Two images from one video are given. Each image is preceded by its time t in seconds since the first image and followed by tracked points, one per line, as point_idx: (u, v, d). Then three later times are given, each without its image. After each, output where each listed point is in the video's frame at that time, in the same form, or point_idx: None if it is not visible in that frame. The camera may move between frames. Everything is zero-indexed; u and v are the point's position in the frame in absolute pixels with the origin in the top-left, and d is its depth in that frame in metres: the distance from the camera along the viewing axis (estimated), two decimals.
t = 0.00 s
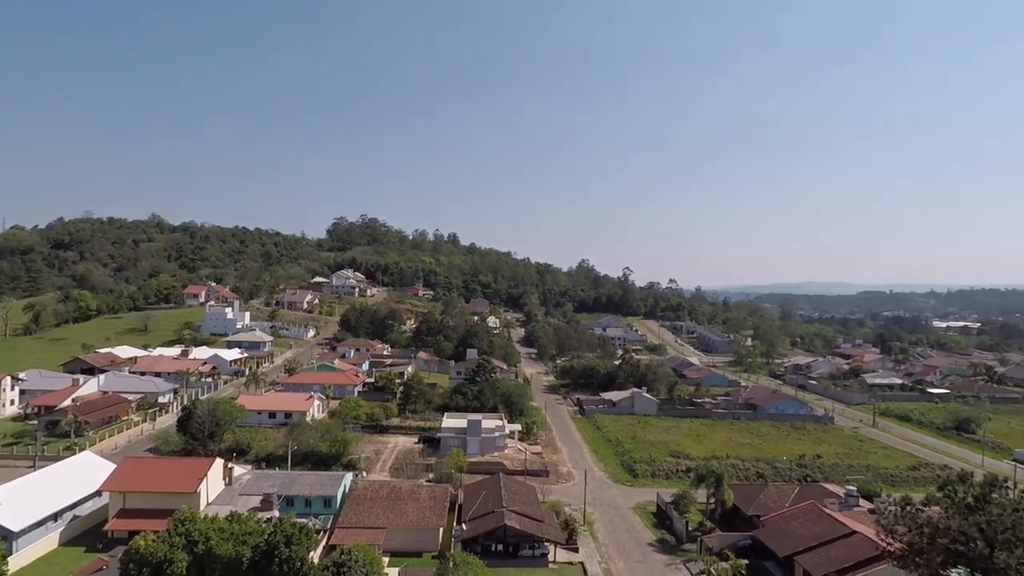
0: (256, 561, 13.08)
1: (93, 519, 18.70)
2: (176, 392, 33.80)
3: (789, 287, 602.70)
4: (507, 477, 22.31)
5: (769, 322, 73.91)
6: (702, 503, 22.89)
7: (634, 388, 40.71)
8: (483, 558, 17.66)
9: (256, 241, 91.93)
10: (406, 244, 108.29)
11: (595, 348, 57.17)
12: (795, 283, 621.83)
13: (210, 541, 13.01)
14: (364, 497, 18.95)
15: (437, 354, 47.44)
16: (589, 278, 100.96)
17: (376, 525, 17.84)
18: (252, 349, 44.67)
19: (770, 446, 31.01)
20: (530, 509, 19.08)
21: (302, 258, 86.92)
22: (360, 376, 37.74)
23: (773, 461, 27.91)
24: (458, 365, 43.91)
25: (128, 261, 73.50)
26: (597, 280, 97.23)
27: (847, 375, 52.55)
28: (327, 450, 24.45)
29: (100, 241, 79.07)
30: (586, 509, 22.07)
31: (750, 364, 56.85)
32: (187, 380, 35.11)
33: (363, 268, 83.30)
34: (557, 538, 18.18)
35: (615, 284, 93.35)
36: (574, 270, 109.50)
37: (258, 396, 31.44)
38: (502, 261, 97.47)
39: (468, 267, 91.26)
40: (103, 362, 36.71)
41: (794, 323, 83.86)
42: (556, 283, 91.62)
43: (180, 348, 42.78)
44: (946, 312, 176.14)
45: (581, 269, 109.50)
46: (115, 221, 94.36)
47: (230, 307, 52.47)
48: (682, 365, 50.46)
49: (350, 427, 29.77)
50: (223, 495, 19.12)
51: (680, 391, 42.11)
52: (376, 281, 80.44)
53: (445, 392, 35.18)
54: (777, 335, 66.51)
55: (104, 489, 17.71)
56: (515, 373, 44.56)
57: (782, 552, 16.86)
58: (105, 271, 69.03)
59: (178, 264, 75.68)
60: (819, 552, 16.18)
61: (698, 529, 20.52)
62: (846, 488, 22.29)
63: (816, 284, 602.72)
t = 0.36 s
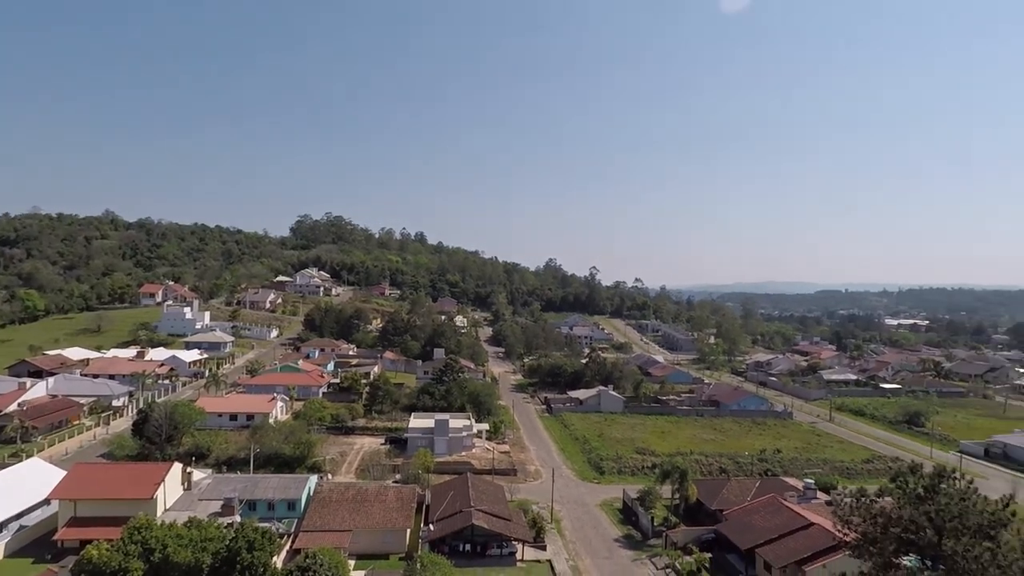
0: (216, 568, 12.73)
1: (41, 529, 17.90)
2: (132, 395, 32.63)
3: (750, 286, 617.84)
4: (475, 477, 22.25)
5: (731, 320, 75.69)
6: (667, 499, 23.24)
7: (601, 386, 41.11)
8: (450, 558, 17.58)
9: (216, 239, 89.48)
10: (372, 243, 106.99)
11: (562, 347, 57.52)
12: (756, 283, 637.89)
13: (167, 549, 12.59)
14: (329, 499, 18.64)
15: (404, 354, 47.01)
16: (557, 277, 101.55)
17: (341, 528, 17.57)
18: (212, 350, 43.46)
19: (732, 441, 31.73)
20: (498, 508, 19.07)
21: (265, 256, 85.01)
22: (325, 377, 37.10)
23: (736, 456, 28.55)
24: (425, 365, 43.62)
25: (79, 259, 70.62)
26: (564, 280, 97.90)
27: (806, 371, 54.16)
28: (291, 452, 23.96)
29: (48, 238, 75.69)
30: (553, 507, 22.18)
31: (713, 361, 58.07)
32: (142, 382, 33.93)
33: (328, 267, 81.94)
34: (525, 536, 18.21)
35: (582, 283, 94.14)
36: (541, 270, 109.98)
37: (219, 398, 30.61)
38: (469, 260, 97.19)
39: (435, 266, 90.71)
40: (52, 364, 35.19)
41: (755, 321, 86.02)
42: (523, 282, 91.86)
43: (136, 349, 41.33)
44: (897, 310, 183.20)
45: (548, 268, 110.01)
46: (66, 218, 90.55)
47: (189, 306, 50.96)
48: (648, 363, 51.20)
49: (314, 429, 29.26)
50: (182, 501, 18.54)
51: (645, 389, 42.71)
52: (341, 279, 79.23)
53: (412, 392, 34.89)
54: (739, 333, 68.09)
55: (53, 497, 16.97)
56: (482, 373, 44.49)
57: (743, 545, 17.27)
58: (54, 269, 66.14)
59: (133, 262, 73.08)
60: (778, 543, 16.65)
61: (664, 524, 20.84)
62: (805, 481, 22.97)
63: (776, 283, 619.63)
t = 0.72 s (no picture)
0: None
1: None
2: (88, 398, 31.48)
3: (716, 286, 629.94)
4: (445, 477, 22.15)
5: (698, 318, 77.06)
6: (636, 495, 23.51)
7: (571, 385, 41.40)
8: (420, 559, 17.46)
9: (178, 237, 86.97)
10: (340, 241, 105.52)
11: (533, 345, 57.69)
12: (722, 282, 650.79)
13: (126, 556, 12.17)
14: (296, 502, 18.32)
15: (373, 354, 46.50)
16: (527, 276, 101.81)
17: (309, 531, 17.27)
18: (174, 350, 42.24)
19: (699, 438, 32.30)
20: (468, 508, 19.01)
21: (229, 255, 83.03)
22: (292, 378, 36.44)
23: (702, 452, 29.06)
24: (395, 365, 43.25)
25: (31, 256, 67.75)
26: (534, 279, 98.24)
27: (769, 368, 55.51)
28: (256, 455, 23.44)
29: None
30: (524, 506, 22.24)
31: (681, 359, 59.05)
32: (99, 385, 32.73)
33: (295, 265, 80.49)
34: (495, 535, 18.19)
35: (552, 282, 94.61)
36: (512, 268, 110.11)
37: (180, 400, 29.78)
38: (440, 258, 96.67)
39: (404, 265, 89.98)
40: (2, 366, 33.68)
41: (721, 319, 87.75)
42: (494, 281, 91.83)
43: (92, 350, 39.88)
44: (856, 309, 189.17)
45: (518, 267, 110.17)
46: (16, 214, 86.79)
47: (150, 306, 49.44)
48: (617, 362, 51.74)
49: (280, 431, 28.70)
50: (141, 507, 17.98)
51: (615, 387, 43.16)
52: (308, 278, 77.93)
53: (382, 392, 34.56)
54: (705, 331, 69.40)
55: (3, 506, 16.26)
56: (453, 372, 44.30)
57: (710, 539, 17.61)
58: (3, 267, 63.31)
59: (89, 260, 70.52)
60: (743, 537, 17.03)
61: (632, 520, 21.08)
62: (769, 475, 23.53)
63: (741, 283, 633.30)
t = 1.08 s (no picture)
0: None
1: None
2: (45, 401, 30.35)
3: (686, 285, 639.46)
4: (418, 477, 22.01)
5: (669, 317, 78.19)
6: (608, 492, 23.68)
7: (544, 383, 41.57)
8: (393, 561, 17.30)
9: (141, 234, 84.50)
10: (310, 240, 103.93)
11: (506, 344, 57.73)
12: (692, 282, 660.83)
13: (85, 564, 11.64)
14: (266, 505, 17.98)
15: (344, 354, 45.93)
16: (500, 275, 101.76)
17: (279, 534, 16.98)
18: (137, 351, 41.02)
19: (670, 435, 32.74)
20: (441, 508, 18.92)
21: (195, 253, 81.05)
22: (260, 379, 35.76)
23: (673, 449, 29.48)
24: (367, 365, 42.81)
25: None
26: (508, 278, 98.27)
27: (738, 366, 56.62)
28: (223, 458, 22.92)
29: None
30: (497, 505, 22.24)
31: (652, 358, 59.82)
32: (57, 388, 31.59)
33: (264, 264, 78.97)
34: (469, 535, 18.12)
35: (525, 281, 94.80)
36: (485, 268, 109.93)
37: (144, 403, 28.95)
38: (412, 258, 95.98)
39: (376, 264, 89.11)
40: None
41: (691, 318, 89.09)
42: (467, 281, 91.59)
43: (50, 352, 38.45)
44: (820, 308, 194.17)
45: (492, 266, 110.05)
46: None
47: (111, 305, 47.95)
48: (590, 361, 52.14)
49: (249, 433, 28.13)
50: (102, 513, 17.42)
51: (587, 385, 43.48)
52: (277, 277, 76.56)
53: (353, 392, 34.16)
54: (676, 330, 70.41)
55: None
56: (425, 372, 44.02)
57: (681, 534, 17.85)
58: None
59: (46, 258, 67.97)
60: (713, 532, 17.31)
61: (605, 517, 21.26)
62: (738, 471, 23.97)
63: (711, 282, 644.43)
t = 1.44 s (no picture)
0: None
1: None
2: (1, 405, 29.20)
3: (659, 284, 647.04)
4: (392, 478, 21.80)
5: (642, 316, 79.04)
6: (583, 490, 23.81)
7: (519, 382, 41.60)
8: (366, 563, 17.11)
9: (104, 232, 81.98)
10: (282, 238, 102.22)
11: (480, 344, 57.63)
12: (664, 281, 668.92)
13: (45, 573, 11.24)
14: (235, 508, 17.61)
15: (316, 354, 45.27)
16: (475, 274, 101.51)
17: (248, 539, 16.65)
18: (100, 352, 39.77)
19: (644, 433, 33.07)
20: (415, 509, 18.76)
21: (161, 251, 78.95)
22: (230, 380, 35.00)
23: (646, 446, 29.78)
24: (340, 365, 42.25)
25: None
26: (482, 277, 98.08)
27: (709, 364, 57.52)
28: (191, 461, 22.36)
29: None
30: (472, 505, 22.18)
31: (625, 357, 60.40)
32: (15, 391, 30.43)
33: (233, 263, 77.33)
34: (443, 536, 18.01)
35: (499, 280, 94.76)
36: (460, 267, 109.54)
37: (107, 405, 28.07)
38: (386, 257, 95.12)
39: (349, 263, 88.09)
40: None
41: (664, 317, 90.19)
42: (441, 280, 91.17)
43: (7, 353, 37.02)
44: (787, 307, 198.71)
45: (466, 265, 109.72)
46: None
47: (73, 305, 46.41)
48: (564, 360, 52.39)
49: (217, 435, 27.51)
50: (62, 520, 16.83)
51: (562, 384, 43.65)
52: (248, 276, 75.07)
53: (325, 393, 33.69)
54: (649, 328, 71.20)
55: None
56: (399, 372, 43.64)
57: (654, 531, 18.05)
58: None
59: (3, 256, 65.42)
60: (685, 528, 17.56)
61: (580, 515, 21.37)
62: (709, 467, 24.33)
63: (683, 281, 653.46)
